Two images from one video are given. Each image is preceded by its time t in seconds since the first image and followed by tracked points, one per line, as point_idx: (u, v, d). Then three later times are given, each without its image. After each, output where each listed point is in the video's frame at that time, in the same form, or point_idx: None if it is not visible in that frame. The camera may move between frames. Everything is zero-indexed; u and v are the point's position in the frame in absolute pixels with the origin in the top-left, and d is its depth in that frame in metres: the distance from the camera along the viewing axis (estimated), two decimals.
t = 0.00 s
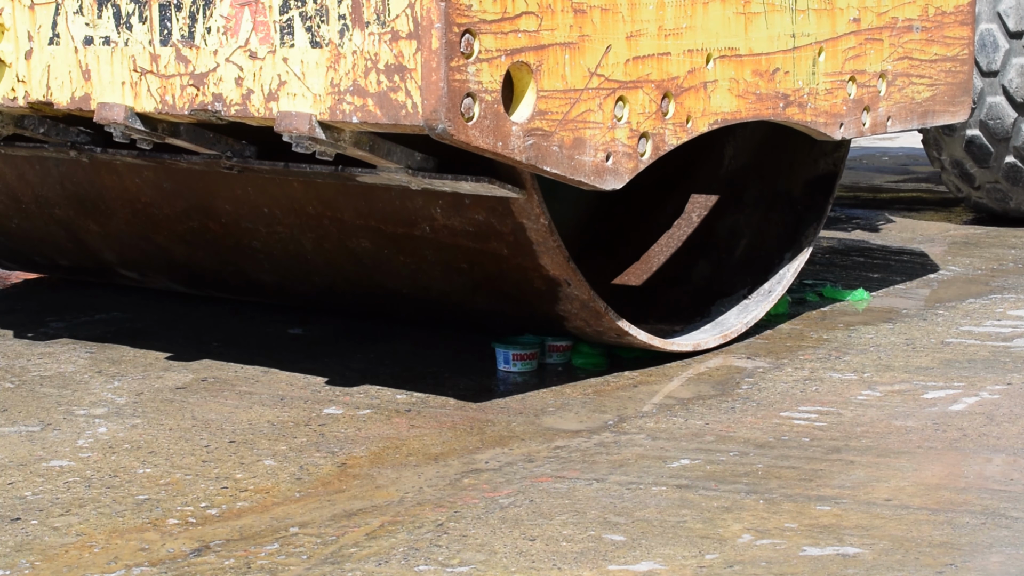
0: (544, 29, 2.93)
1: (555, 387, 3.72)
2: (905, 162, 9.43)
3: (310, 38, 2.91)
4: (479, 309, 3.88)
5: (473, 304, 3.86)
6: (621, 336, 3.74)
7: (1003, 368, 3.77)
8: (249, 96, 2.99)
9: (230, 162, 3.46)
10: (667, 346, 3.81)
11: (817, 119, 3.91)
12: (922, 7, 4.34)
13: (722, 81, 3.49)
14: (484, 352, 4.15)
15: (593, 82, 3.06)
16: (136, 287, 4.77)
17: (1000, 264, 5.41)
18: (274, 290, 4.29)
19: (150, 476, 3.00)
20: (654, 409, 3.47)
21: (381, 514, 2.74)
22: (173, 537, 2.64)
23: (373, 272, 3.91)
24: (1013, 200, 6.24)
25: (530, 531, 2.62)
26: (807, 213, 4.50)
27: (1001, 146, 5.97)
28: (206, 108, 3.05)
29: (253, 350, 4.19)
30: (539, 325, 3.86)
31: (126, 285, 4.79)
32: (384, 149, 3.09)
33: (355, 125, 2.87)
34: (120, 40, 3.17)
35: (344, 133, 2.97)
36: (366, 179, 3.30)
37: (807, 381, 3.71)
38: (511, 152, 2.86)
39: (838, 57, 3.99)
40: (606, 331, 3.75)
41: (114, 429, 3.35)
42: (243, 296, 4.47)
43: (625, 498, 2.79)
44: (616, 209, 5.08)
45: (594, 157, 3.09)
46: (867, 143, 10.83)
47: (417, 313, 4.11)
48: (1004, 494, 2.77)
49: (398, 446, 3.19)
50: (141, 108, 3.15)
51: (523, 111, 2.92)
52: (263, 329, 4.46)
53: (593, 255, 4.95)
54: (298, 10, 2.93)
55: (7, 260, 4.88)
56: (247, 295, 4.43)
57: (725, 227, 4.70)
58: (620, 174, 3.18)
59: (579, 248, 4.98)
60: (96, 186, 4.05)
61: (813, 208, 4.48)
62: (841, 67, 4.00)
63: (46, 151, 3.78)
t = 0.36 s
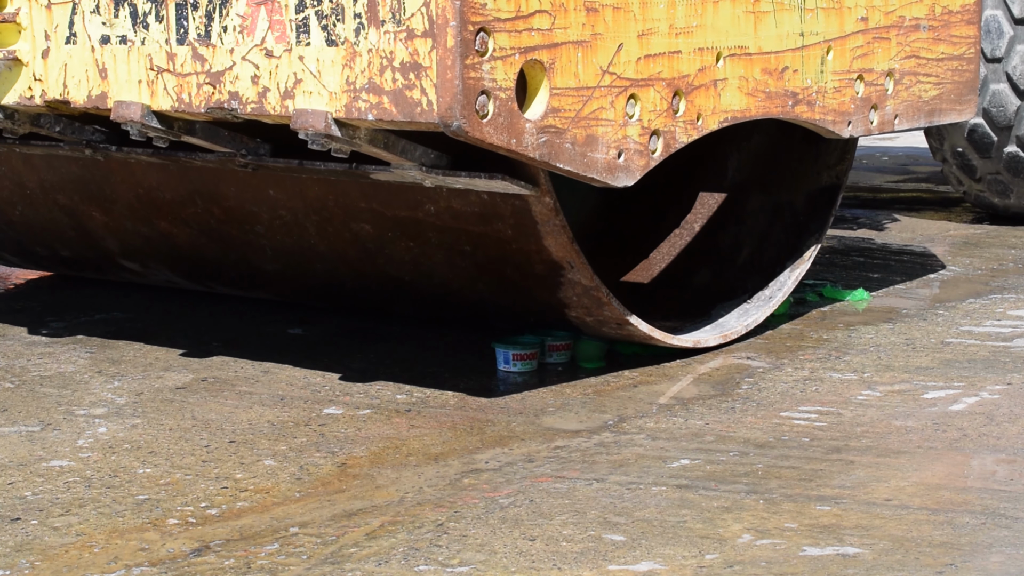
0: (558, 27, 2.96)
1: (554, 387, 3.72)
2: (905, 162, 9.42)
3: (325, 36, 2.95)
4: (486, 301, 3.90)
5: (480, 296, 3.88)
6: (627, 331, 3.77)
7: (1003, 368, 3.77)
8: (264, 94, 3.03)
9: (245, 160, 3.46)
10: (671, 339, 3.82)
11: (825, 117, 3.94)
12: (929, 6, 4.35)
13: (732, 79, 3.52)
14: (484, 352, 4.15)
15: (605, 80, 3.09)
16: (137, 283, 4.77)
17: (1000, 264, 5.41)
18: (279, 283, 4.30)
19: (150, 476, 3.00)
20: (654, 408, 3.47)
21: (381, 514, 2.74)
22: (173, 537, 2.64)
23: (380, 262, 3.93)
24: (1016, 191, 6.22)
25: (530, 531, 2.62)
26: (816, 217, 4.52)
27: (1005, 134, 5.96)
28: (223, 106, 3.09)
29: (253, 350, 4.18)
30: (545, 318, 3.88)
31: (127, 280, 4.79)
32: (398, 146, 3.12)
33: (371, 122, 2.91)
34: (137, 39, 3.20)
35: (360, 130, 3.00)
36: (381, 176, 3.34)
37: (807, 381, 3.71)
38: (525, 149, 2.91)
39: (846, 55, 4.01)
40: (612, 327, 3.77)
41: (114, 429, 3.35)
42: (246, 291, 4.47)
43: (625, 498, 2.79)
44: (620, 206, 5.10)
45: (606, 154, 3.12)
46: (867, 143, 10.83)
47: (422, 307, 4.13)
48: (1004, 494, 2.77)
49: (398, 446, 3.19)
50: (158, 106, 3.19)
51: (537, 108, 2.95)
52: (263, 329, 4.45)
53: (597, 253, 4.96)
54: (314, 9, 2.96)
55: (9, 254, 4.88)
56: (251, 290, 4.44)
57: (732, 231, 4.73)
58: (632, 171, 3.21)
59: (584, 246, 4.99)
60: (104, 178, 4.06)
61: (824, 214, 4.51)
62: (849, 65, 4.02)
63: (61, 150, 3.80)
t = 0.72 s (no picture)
0: (571, 26, 2.99)
1: (554, 387, 3.72)
2: (905, 161, 9.42)
3: (341, 35, 2.97)
4: (490, 291, 3.91)
5: (485, 286, 3.89)
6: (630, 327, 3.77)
7: (1003, 368, 3.77)
8: (280, 92, 3.05)
9: (259, 158, 3.51)
10: (672, 337, 3.81)
11: (833, 115, 3.96)
12: (936, 5, 4.37)
13: (742, 78, 3.54)
14: (484, 351, 4.15)
15: (617, 78, 3.13)
16: (140, 274, 4.77)
17: (1000, 264, 5.41)
18: (283, 274, 4.31)
19: (150, 476, 3.00)
20: (653, 408, 3.47)
21: (381, 514, 2.74)
22: (173, 537, 2.64)
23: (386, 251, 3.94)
24: (1016, 182, 6.21)
25: (530, 531, 2.62)
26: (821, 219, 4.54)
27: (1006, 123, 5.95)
28: (238, 104, 3.11)
29: (253, 350, 4.17)
30: (549, 311, 3.89)
31: (130, 273, 4.79)
32: (413, 145, 3.14)
33: (385, 120, 2.94)
34: (152, 38, 3.24)
35: (376, 128, 3.03)
36: (394, 174, 3.37)
37: (807, 381, 3.71)
38: (538, 147, 2.93)
39: (854, 55, 4.02)
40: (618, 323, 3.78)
41: (114, 429, 3.35)
42: (250, 283, 4.48)
43: (625, 498, 2.79)
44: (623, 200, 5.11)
45: (618, 152, 3.15)
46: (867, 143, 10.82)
47: (426, 299, 4.14)
48: (1004, 494, 2.77)
49: (398, 446, 3.19)
50: (173, 105, 3.21)
51: (550, 106, 2.98)
52: (263, 329, 4.44)
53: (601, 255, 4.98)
54: (328, 8, 2.98)
55: (11, 245, 4.88)
56: (255, 282, 4.45)
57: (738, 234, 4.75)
58: (643, 168, 3.25)
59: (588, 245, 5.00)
60: (110, 167, 4.06)
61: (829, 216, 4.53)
62: (857, 64, 4.03)
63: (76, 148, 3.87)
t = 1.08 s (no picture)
0: (583, 25, 3.01)
1: (553, 387, 3.73)
2: (905, 161, 9.41)
3: (356, 34, 3.02)
4: (494, 278, 3.91)
5: (489, 275, 3.90)
6: (633, 319, 3.78)
7: (1003, 368, 3.77)
8: (296, 91, 3.11)
9: (274, 156, 3.56)
10: (674, 330, 3.81)
11: (842, 114, 3.97)
12: (942, 5, 4.39)
13: (751, 77, 3.56)
14: (483, 350, 4.16)
15: (629, 77, 3.15)
16: (143, 267, 4.78)
17: (1000, 264, 5.41)
18: (285, 263, 4.31)
19: (150, 476, 3.00)
20: (653, 408, 3.47)
21: (381, 514, 2.74)
22: (173, 537, 2.64)
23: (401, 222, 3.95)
24: (1018, 174, 6.20)
25: (530, 531, 2.62)
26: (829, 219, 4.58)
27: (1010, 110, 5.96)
28: (254, 102, 3.17)
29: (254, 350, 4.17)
30: (554, 302, 3.89)
31: (132, 266, 4.80)
32: (426, 142, 3.18)
33: (401, 118, 2.98)
34: (169, 37, 3.28)
35: (391, 127, 3.07)
36: (408, 172, 3.39)
37: (807, 381, 3.71)
38: (552, 145, 2.96)
39: (862, 54, 4.04)
40: (624, 315, 3.79)
41: (114, 429, 3.35)
42: (254, 276, 4.49)
43: (625, 499, 2.79)
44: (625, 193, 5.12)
45: (630, 150, 3.17)
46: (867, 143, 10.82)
47: (429, 289, 4.15)
48: (1004, 494, 2.76)
49: (398, 446, 3.19)
50: (190, 102, 3.26)
51: (563, 104, 3.00)
52: (263, 329, 4.44)
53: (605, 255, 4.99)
54: (345, 8, 3.04)
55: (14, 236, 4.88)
56: (258, 274, 4.45)
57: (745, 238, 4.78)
58: (654, 167, 3.26)
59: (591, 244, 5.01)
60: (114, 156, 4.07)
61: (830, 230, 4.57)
62: (865, 63, 4.05)
63: (92, 146, 3.91)
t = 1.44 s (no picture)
0: (599, 23, 3.05)
1: (553, 386, 3.72)
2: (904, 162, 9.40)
3: (375, 32, 3.05)
4: (496, 266, 3.91)
5: (493, 262, 3.90)
6: (635, 304, 3.76)
7: (1003, 368, 3.77)
8: (315, 88, 3.14)
9: (291, 155, 3.58)
10: (675, 318, 3.79)
11: (851, 112, 3.97)
12: (950, 4, 4.39)
13: (763, 75, 3.57)
14: (483, 349, 4.15)
15: (644, 75, 3.19)
16: (145, 257, 4.78)
17: (999, 264, 5.41)
18: (290, 252, 4.31)
19: (150, 476, 3.00)
20: (653, 408, 3.47)
21: (381, 514, 2.74)
22: (173, 537, 2.64)
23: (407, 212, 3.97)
24: (1018, 163, 6.20)
25: (531, 531, 2.62)
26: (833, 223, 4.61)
27: (1012, 94, 5.96)
28: (273, 101, 3.20)
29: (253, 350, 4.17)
30: (557, 293, 3.90)
31: (134, 256, 4.81)
32: (443, 140, 3.22)
33: (419, 116, 3.01)
34: (189, 36, 3.32)
35: (408, 124, 3.11)
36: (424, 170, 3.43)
37: (807, 381, 3.71)
38: (567, 141, 2.99)
39: (871, 52, 4.05)
40: (628, 307, 3.79)
41: (114, 429, 3.35)
42: (256, 267, 4.50)
43: (625, 498, 2.79)
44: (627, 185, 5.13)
45: (645, 147, 3.20)
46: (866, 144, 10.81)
47: (431, 281, 4.15)
48: (1004, 494, 2.77)
49: (398, 446, 3.19)
50: (210, 101, 3.30)
51: (579, 102, 3.03)
52: (263, 329, 4.44)
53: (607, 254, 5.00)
54: (363, 6, 3.06)
55: (15, 226, 4.89)
56: (260, 265, 4.46)
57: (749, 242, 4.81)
58: (668, 164, 3.28)
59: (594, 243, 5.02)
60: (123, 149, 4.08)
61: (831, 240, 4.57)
62: (875, 61, 4.06)
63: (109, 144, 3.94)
